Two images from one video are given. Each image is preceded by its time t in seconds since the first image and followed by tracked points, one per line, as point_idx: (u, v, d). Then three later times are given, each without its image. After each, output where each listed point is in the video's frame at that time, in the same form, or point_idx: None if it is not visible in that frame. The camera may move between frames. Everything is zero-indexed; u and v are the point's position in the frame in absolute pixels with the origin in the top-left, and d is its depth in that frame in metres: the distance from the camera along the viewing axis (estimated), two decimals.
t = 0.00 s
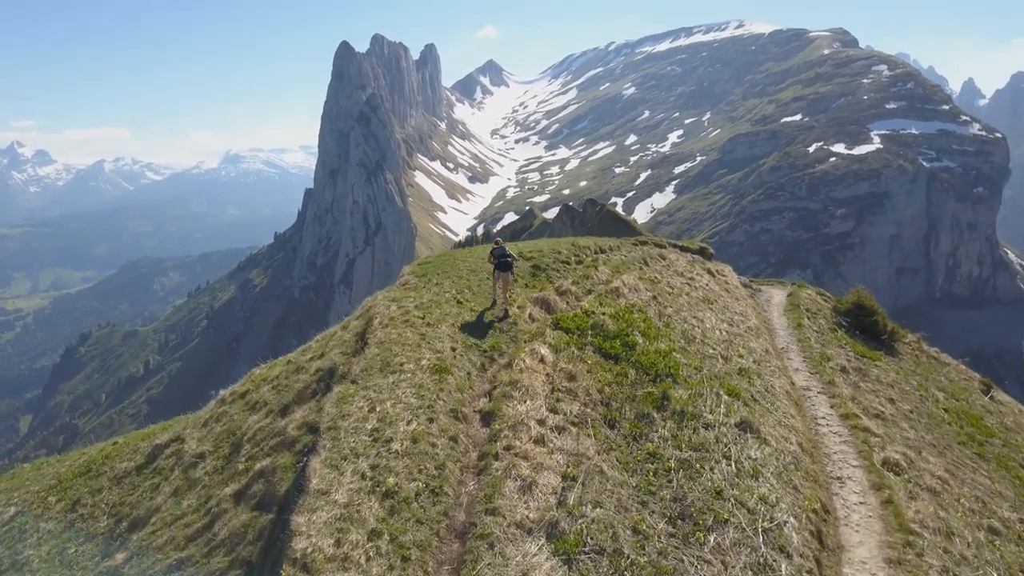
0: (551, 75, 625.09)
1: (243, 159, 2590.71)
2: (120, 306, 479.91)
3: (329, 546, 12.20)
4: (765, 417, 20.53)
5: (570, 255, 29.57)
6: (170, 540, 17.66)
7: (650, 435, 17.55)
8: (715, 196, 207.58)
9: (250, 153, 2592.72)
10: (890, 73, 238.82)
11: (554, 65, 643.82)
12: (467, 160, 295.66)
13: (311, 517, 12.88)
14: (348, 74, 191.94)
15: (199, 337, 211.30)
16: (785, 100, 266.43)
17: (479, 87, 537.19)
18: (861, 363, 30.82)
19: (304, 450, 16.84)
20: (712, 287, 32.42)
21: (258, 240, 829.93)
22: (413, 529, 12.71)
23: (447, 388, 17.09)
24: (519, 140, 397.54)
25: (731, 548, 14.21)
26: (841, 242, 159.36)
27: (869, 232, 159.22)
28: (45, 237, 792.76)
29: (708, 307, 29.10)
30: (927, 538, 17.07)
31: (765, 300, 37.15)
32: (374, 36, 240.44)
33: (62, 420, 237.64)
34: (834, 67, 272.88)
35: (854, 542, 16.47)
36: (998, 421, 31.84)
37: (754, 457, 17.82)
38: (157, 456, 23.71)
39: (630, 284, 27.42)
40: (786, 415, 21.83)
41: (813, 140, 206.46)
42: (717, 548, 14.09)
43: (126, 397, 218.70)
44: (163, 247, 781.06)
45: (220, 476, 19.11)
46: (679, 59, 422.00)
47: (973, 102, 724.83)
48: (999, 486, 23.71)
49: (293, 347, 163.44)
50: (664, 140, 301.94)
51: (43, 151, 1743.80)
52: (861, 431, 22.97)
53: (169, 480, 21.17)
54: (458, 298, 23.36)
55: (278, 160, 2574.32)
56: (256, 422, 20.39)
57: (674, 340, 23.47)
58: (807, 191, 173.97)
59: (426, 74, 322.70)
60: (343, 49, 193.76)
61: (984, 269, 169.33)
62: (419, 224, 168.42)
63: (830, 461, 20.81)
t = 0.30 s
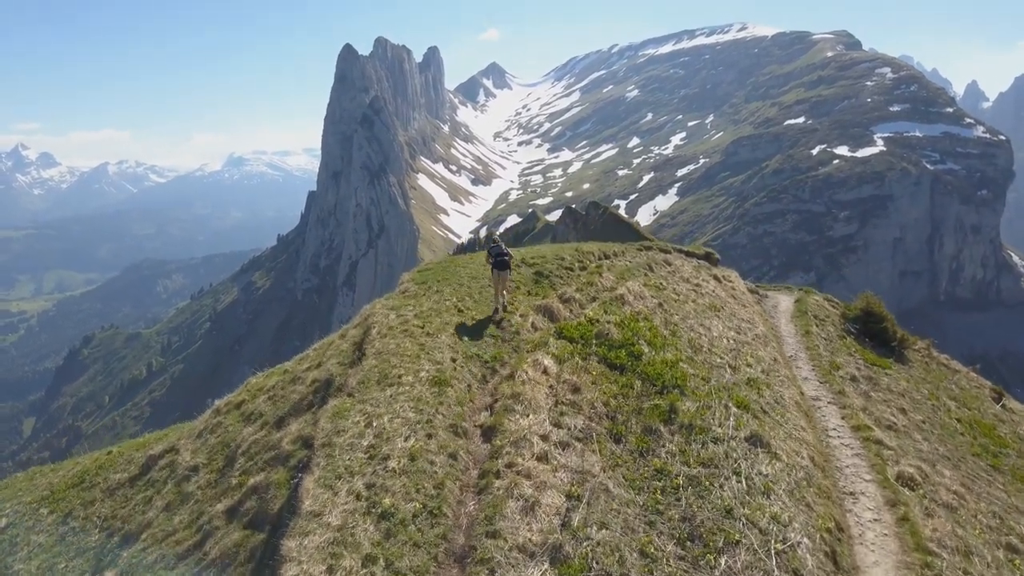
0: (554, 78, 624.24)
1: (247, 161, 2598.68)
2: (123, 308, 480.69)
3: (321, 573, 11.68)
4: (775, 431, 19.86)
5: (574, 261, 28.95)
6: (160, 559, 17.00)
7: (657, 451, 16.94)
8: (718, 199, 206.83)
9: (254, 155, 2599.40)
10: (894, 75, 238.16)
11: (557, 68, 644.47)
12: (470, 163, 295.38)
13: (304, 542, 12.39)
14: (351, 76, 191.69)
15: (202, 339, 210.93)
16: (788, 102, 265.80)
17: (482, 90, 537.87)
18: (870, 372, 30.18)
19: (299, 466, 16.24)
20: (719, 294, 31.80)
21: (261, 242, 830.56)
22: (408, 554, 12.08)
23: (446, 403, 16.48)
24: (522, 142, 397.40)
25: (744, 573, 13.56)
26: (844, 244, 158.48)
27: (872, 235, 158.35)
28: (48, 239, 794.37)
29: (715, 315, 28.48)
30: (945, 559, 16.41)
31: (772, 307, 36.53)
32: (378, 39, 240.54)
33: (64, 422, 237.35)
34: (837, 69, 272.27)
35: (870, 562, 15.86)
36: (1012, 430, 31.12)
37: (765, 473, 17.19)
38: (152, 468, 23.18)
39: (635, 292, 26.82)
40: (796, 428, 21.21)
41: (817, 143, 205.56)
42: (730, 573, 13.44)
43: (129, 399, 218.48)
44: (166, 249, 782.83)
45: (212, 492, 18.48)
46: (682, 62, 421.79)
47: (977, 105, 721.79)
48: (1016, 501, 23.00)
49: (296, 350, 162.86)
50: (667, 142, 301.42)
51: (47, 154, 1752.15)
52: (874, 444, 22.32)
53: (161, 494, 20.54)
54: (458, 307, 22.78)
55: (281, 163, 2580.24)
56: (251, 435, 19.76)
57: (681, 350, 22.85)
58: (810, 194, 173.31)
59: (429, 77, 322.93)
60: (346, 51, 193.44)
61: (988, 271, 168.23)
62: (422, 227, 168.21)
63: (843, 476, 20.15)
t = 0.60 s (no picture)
0: (557, 80, 624.19)
1: (250, 164, 2604.43)
2: (127, 310, 481.53)
3: None
4: (788, 445, 19.16)
5: (578, 267, 28.37)
6: None
7: (665, 467, 16.25)
8: (722, 201, 205.90)
9: (258, 158, 2607.14)
10: (898, 77, 237.17)
11: (560, 71, 644.70)
12: (473, 165, 295.23)
13: (294, 567, 11.81)
14: (354, 78, 191.57)
15: (205, 341, 210.61)
16: (792, 104, 265.06)
17: (485, 92, 538.11)
18: (881, 380, 29.53)
19: (292, 482, 15.64)
20: (726, 300, 31.18)
21: (265, 245, 831.59)
22: None
23: (446, 417, 15.85)
24: (526, 144, 397.00)
25: None
26: (848, 247, 157.34)
27: (877, 237, 157.24)
28: (52, 241, 795.88)
29: (722, 322, 27.84)
30: None
31: (779, 313, 35.98)
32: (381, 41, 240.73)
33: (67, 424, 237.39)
34: (841, 71, 271.41)
35: None
36: None
37: (777, 490, 16.49)
38: (144, 479, 22.59)
39: (641, 299, 26.25)
40: (809, 440, 20.47)
41: (820, 145, 204.69)
42: None
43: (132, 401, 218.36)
44: (170, 251, 784.37)
45: (204, 507, 17.87)
46: (685, 64, 421.32)
47: (982, 107, 717.52)
48: None
49: (299, 352, 162.30)
50: (671, 144, 300.65)
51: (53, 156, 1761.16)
52: (887, 456, 21.65)
53: (154, 507, 19.96)
54: (459, 314, 22.17)
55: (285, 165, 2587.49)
56: (245, 447, 19.18)
57: (688, 359, 22.23)
58: (814, 196, 172.30)
59: (432, 79, 322.96)
60: (349, 54, 193.30)
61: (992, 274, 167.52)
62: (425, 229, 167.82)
63: (856, 490, 19.41)
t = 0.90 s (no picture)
0: (561, 82, 624.01)
1: (255, 166, 2611.94)
2: (131, 312, 482.35)
3: None
4: (800, 458, 18.49)
5: (583, 272, 27.76)
6: None
7: (675, 483, 15.59)
8: (726, 203, 204.80)
9: (262, 160, 2615.07)
10: (903, 79, 235.97)
11: (564, 73, 644.42)
12: (477, 167, 295.11)
13: None
14: (359, 80, 191.47)
15: (209, 342, 210.51)
16: (796, 106, 263.93)
17: (489, 94, 538.37)
18: (894, 389, 28.80)
19: (287, 499, 14.98)
20: (734, 306, 30.53)
21: (269, 247, 832.91)
22: None
23: (447, 431, 15.24)
24: (529, 146, 396.64)
25: None
26: (853, 249, 156.28)
27: (881, 239, 156.18)
28: (58, 242, 798.26)
29: (731, 329, 27.20)
30: None
31: (789, 318, 35.28)
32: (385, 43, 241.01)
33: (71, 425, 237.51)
34: (846, 73, 270.21)
35: None
36: None
37: (792, 507, 15.79)
38: (138, 491, 22.03)
39: (648, 305, 25.62)
40: (823, 453, 19.76)
41: (825, 147, 203.64)
42: None
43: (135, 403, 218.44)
44: (175, 253, 786.30)
45: (196, 524, 17.24)
46: (689, 66, 420.52)
47: (986, 108, 714.07)
48: None
49: (303, 354, 161.77)
50: (675, 146, 299.66)
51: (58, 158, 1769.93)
52: (904, 468, 20.91)
53: (146, 522, 19.33)
54: (460, 322, 21.53)
55: (289, 167, 2594.09)
56: (240, 459, 18.60)
57: (698, 368, 21.56)
58: (818, 198, 171.07)
59: (436, 81, 323.18)
60: (353, 56, 193.18)
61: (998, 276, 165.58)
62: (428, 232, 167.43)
63: (872, 506, 18.73)
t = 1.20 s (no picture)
0: (564, 83, 623.76)
1: (259, 166, 2617.42)
2: (135, 312, 483.27)
3: None
4: (814, 472, 17.79)
5: (588, 277, 27.18)
6: None
7: (684, 500, 14.88)
8: (730, 203, 203.87)
9: (266, 161, 2620.64)
10: (908, 79, 234.77)
11: (568, 73, 644.11)
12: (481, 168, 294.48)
13: None
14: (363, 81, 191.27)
15: (213, 343, 210.54)
16: (801, 106, 262.88)
17: (492, 95, 538.29)
18: (906, 396, 28.04)
19: (280, 515, 14.34)
20: (742, 311, 29.90)
21: (272, 248, 833.39)
22: None
23: (448, 447, 14.62)
24: (533, 147, 396.30)
25: None
26: (857, 250, 155.22)
27: (886, 240, 155.14)
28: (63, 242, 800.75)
29: (740, 335, 26.58)
30: None
31: (798, 324, 34.65)
32: (389, 44, 241.07)
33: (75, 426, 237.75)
34: (850, 73, 268.99)
35: None
36: None
37: (807, 525, 15.04)
38: (130, 503, 21.53)
39: (655, 312, 24.99)
40: (836, 465, 19.04)
41: (829, 147, 202.41)
42: None
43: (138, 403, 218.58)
44: (179, 253, 788.14)
45: (186, 541, 16.59)
46: (693, 67, 419.62)
47: (991, 110, 711.16)
48: None
49: (306, 354, 161.21)
50: (678, 147, 298.67)
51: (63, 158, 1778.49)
52: (920, 481, 20.19)
53: (136, 536, 18.66)
54: (462, 329, 20.93)
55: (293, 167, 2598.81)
56: (234, 472, 17.99)
57: (706, 377, 20.93)
58: (823, 199, 169.88)
59: (440, 82, 323.11)
60: (357, 57, 193.04)
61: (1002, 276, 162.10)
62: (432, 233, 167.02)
63: (890, 523, 17.96)
